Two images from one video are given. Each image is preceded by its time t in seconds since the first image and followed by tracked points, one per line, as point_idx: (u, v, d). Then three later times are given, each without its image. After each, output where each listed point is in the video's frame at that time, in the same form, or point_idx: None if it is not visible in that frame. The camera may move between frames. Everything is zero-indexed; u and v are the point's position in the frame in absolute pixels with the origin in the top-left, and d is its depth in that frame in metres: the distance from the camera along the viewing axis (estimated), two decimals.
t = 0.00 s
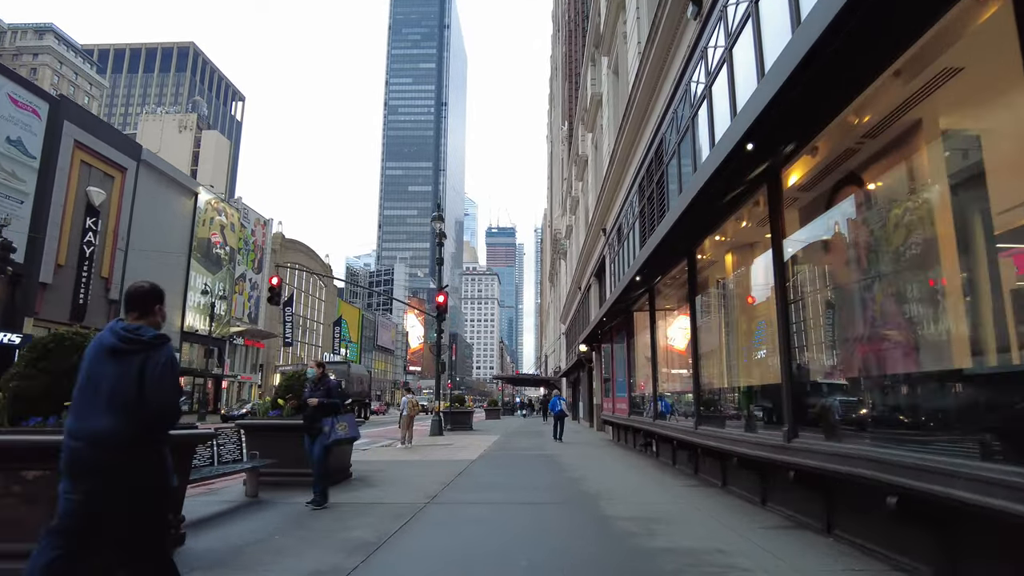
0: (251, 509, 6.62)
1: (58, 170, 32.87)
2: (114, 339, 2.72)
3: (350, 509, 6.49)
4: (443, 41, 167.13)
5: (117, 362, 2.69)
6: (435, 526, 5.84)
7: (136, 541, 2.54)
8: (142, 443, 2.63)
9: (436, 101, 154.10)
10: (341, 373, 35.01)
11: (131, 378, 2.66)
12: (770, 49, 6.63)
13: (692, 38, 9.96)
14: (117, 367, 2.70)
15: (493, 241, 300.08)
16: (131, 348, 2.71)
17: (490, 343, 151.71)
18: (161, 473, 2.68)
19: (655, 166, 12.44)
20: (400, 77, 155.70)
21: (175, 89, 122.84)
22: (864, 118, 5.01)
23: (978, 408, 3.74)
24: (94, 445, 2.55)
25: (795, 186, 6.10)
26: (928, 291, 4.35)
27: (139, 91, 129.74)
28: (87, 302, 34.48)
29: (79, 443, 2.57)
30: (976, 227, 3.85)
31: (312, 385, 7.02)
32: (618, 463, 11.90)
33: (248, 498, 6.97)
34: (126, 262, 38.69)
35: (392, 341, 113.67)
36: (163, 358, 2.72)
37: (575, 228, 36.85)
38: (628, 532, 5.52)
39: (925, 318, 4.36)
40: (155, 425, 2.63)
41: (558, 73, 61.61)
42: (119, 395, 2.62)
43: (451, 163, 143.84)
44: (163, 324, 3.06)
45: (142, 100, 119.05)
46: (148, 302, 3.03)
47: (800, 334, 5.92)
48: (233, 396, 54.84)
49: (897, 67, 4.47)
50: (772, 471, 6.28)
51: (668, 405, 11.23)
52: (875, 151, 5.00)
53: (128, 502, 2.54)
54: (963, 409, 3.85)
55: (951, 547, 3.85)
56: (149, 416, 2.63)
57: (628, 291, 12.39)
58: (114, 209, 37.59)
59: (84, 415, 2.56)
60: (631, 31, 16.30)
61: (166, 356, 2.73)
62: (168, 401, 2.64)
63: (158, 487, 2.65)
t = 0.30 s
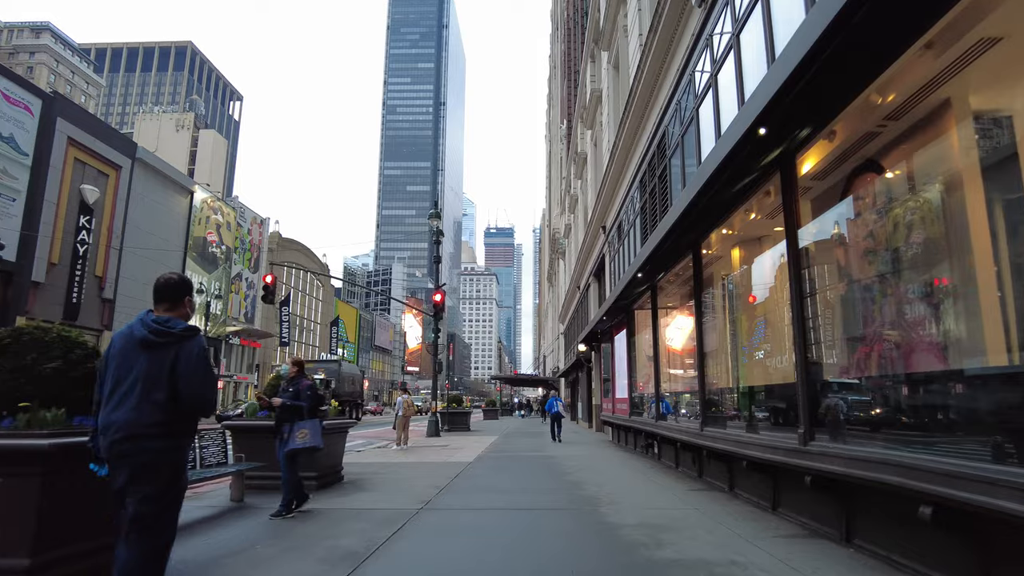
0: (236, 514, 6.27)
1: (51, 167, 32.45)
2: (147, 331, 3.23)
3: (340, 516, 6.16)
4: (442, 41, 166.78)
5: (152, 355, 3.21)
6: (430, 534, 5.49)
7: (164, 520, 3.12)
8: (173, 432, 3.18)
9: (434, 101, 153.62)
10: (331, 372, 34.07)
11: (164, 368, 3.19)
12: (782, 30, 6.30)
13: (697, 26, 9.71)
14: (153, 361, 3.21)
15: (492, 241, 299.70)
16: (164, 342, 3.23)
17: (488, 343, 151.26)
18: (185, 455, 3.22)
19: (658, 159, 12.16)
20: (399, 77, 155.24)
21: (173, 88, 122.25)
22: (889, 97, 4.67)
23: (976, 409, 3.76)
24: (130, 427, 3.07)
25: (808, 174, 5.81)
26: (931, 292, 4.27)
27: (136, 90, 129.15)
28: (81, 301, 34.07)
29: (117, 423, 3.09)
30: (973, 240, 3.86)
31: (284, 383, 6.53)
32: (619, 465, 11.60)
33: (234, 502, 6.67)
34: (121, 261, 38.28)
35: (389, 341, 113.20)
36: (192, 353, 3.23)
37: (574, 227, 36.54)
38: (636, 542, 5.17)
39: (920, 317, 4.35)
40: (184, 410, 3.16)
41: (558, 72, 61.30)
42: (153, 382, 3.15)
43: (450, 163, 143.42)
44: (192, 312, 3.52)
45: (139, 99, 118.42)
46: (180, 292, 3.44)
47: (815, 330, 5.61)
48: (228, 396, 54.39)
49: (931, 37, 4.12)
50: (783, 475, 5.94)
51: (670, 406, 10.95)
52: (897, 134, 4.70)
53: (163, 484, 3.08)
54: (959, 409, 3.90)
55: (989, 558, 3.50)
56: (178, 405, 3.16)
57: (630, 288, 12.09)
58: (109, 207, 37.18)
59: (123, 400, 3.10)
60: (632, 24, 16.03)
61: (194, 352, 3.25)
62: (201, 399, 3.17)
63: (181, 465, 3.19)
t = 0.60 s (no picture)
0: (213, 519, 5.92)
1: (40, 163, 31.91)
2: (164, 336, 3.09)
3: (324, 520, 5.80)
4: (438, 39, 166.33)
5: (168, 359, 3.05)
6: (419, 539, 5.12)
7: (182, 526, 2.90)
8: (189, 437, 2.98)
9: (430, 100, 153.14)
10: (319, 369, 33.50)
11: (182, 371, 3.03)
12: (792, 7, 5.94)
13: (698, 11, 9.42)
14: (169, 364, 3.06)
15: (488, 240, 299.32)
16: (181, 344, 3.08)
17: (484, 343, 150.86)
18: (200, 462, 3.02)
19: (658, 151, 11.86)
20: (395, 75, 154.69)
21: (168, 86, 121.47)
22: (915, 68, 4.30)
23: (976, 408, 3.79)
24: (149, 431, 2.89)
25: (821, 157, 5.47)
26: (932, 289, 4.26)
27: (130, 88, 128.28)
28: (71, 299, 33.60)
29: (135, 428, 2.91)
30: (993, 231, 3.71)
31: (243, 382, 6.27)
32: (618, 465, 11.25)
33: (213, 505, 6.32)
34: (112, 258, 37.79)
35: (385, 340, 112.72)
36: (211, 356, 3.09)
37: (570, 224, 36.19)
38: (638, 548, 4.84)
39: (919, 311, 4.35)
40: (204, 414, 3.00)
41: (554, 70, 61.02)
42: (171, 384, 2.98)
43: (446, 161, 142.99)
44: (202, 321, 3.43)
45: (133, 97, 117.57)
46: (191, 300, 3.36)
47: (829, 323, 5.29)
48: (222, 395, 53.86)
49: None
50: (794, 477, 5.63)
51: (671, 405, 10.60)
52: (922, 111, 4.35)
53: (179, 489, 2.88)
54: (957, 410, 3.95)
55: None
56: (199, 407, 3.00)
57: (628, 284, 11.77)
58: (100, 204, 36.69)
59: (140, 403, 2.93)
60: (630, 15, 15.71)
61: (213, 354, 3.11)
62: (220, 399, 3.01)
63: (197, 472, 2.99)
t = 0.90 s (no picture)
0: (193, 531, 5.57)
1: (35, 162, 31.64)
2: (186, 340, 2.91)
3: (311, 532, 5.46)
4: (438, 39, 165.86)
5: (191, 364, 2.87)
6: (413, 554, 4.79)
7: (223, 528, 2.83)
8: (218, 444, 2.83)
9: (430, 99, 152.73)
10: (312, 369, 33.00)
11: (206, 377, 2.85)
12: None
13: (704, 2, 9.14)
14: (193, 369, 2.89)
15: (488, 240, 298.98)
16: (203, 350, 2.89)
17: (483, 342, 150.48)
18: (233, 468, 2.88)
19: (661, 145, 11.55)
20: (394, 75, 154.26)
21: (166, 85, 120.92)
22: (949, 46, 3.95)
23: (975, 408, 3.77)
24: (173, 440, 2.77)
25: (840, 145, 5.14)
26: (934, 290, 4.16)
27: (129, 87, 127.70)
28: (66, 298, 33.27)
29: (159, 438, 2.79)
30: None
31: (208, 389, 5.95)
32: (621, 469, 10.89)
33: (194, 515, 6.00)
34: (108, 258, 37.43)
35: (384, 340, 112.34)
36: (233, 360, 2.88)
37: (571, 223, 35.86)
38: (646, 564, 4.51)
39: (922, 313, 4.26)
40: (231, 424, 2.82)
41: (554, 68, 60.75)
42: (196, 393, 2.82)
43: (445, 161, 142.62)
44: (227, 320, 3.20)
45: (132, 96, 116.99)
46: (215, 299, 3.13)
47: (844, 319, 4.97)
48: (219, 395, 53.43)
49: None
50: (810, 485, 5.35)
51: (675, 406, 10.22)
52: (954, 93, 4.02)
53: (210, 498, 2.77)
54: (959, 409, 3.88)
55: None
56: (224, 416, 2.81)
57: (630, 282, 11.44)
58: (96, 202, 36.32)
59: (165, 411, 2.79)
60: (632, 9, 15.39)
61: (235, 359, 2.90)
62: (243, 405, 2.81)
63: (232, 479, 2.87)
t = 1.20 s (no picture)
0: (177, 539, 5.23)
1: (32, 159, 31.35)
2: (226, 346, 2.93)
3: (302, 540, 5.14)
4: (439, 39, 165.39)
5: (230, 370, 2.90)
6: (407, 565, 4.47)
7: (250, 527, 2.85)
8: (254, 448, 2.87)
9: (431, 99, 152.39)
10: (307, 367, 32.50)
11: (246, 382, 2.89)
12: None
13: None
14: (231, 375, 2.93)
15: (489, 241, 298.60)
16: (243, 356, 2.92)
17: (485, 343, 150.04)
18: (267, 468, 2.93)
19: (668, 138, 11.20)
20: (395, 75, 153.85)
21: (167, 85, 120.54)
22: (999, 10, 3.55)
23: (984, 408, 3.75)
24: (211, 447, 2.77)
25: (870, 127, 4.78)
26: (945, 287, 4.05)
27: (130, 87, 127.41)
28: (63, 297, 32.99)
29: (197, 443, 2.79)
30: None
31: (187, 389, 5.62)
32: (627, 471, 10.55)
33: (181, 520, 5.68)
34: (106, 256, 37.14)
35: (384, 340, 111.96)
36: (272, 368, 2.93)
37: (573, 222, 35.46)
38: None
39: (936, 309, 4.08)
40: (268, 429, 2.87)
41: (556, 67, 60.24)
42: (238, 400, 2.85)
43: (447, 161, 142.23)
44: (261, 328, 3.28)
45: (133, 96, 116.70)
46: (251, 307, 3.20)
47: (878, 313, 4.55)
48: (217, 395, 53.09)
49: None
50: (832, 490, 5.02)
51: (683, 408, 9.77)
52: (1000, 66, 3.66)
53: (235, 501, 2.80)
54: (967, 410, 3.84)
55: None
56: (262, 422, 2.87)
57: (636, 278, 11.08)
58: (94, 200, 36.02)
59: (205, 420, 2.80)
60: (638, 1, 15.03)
61: (274, 365, 2.95)
62: (283, 411, 2.87)
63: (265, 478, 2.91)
